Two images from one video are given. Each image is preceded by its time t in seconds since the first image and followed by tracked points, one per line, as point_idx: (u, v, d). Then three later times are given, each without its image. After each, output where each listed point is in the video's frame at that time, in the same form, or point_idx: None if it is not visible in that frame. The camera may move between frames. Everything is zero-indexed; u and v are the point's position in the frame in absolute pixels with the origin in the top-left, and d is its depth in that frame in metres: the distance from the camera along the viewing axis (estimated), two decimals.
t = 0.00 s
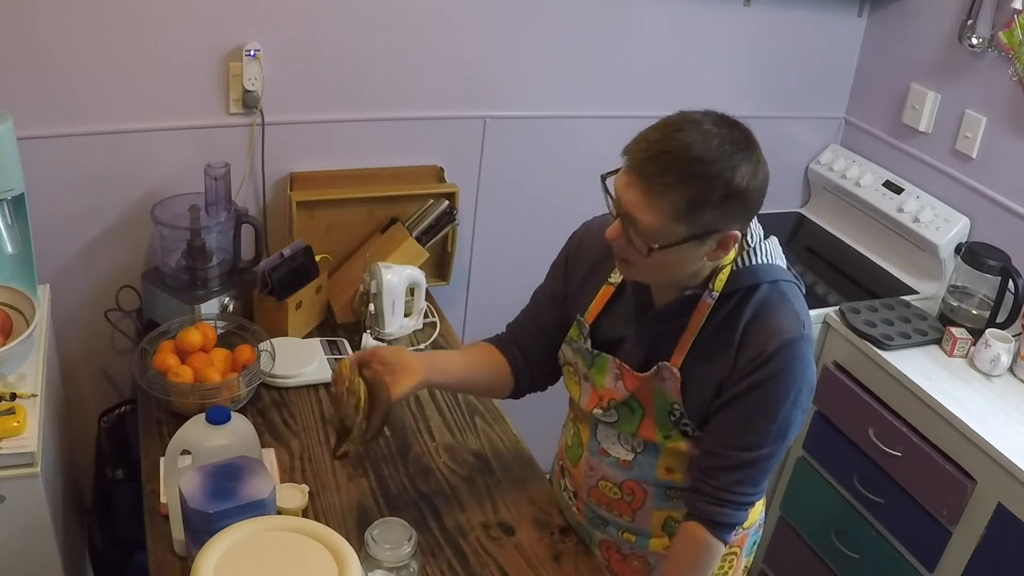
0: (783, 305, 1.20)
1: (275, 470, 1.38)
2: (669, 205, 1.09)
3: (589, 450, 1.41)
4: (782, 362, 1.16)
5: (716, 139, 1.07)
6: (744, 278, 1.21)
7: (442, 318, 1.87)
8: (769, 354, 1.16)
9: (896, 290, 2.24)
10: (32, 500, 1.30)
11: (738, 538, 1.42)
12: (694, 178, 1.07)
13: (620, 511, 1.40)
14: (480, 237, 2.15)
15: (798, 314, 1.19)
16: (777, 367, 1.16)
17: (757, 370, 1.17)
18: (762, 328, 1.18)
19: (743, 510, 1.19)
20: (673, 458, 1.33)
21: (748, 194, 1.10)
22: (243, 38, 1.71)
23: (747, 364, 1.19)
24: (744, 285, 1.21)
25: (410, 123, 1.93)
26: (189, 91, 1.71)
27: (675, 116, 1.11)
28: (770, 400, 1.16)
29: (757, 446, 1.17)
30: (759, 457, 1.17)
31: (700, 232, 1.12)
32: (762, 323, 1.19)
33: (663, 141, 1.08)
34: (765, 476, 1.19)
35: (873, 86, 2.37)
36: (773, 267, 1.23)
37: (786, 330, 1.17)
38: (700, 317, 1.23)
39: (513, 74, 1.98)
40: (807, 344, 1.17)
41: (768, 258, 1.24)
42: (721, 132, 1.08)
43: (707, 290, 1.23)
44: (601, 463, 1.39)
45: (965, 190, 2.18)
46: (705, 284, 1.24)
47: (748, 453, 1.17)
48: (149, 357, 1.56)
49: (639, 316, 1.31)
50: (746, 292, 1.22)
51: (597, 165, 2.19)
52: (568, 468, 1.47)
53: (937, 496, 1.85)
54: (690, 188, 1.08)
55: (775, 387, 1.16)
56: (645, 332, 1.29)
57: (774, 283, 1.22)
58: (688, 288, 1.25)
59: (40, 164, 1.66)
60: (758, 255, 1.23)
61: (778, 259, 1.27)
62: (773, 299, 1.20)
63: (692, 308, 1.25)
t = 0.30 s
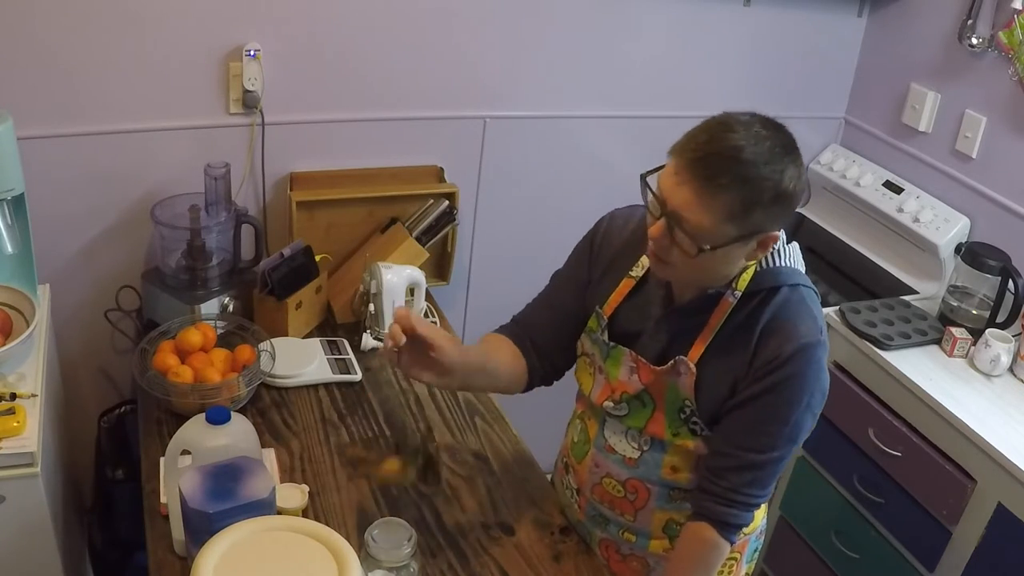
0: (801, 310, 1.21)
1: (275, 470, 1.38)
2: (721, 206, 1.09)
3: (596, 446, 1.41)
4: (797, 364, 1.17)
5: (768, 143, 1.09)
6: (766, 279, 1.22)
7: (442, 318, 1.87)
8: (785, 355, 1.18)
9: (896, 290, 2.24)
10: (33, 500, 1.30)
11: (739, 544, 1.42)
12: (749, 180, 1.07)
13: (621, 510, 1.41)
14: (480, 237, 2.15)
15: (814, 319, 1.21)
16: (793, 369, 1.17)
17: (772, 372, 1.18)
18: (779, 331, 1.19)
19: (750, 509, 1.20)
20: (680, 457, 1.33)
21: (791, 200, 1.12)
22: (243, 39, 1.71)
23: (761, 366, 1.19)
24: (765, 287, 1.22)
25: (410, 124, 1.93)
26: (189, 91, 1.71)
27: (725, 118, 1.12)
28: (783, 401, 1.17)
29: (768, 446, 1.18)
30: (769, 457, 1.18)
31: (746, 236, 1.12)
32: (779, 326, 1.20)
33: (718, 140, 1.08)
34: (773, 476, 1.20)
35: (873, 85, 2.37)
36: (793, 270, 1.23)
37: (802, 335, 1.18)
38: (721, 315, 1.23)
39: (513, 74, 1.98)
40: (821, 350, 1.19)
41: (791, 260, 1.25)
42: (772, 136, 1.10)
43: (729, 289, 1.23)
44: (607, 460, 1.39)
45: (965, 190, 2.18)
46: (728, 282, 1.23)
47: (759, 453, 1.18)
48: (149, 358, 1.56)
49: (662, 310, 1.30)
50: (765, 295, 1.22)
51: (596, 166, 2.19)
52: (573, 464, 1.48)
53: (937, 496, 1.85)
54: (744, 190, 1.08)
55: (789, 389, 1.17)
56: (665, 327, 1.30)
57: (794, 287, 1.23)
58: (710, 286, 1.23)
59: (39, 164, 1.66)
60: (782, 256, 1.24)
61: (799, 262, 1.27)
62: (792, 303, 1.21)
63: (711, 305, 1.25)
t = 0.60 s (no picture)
0: (780, 348, 1.19)
1: (275, 470, 1.38)
2: (701, 286, 1.04)
3: (603, 447, 1.41)
4: (771, 406, 1.17)
5: (726, 204, 1.02)
6: (747, 319, 1.19)
7: (443, 318, 1.87)
8: (761, 397, 1.18)
9: (896, 290, 2.24)
10: (32, 499, 1.30)
11: (750, 535, 1.45)
12: (720, 253, 1.02)
13: (635, 508, 1.42)
14: (480, 237, 2.15)
15: (793, 359, 1.19)
16: (768, 410, 1.18)
17: (749, 411, 1.19)
18: (757, 371, 1.19)
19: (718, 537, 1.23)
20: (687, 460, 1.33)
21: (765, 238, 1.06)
22: (243, 39, 1.71)
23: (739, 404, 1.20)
24: (745, 327, 1.19)
25: (409, 124, 1.93)
26: (189, 91, 1.71)
27: (674, 185, 1.05)
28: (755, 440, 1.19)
29: (739, 480, 1.20)
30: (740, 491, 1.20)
31: (729, 293, 1.08)
32: (757, 366, 1.19)
33: (673, 221, 1.02)
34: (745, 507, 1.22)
35: (873, 86, 2.37)
36: (777, 305, 1.20)
37: (779, 376, 1.18)
38: (700, 357, 1.22)
39: (513, 74, 1.98)
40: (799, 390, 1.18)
41: (776, 293, 1.22)
42: (727, 194, 1.03)
43: (713, 330, 1.19)
44: (616, 460, 1.40)
45: (965, 190, 2.18)
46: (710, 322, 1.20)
47: (728, 486, 1.20)
48: (149, 358, 1.56)
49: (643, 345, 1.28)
50: (744, 335, 1.20)
51: (596, 166, 2.19)
52: (583, 462, 1.50)
53: (937, 495, 1.85)
54: (718, 263, 1.02)
55: (762, 428, 1.18)
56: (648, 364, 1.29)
57: (775, 324, 1.20)
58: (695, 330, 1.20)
59: (39, 165, 1.66)
60: (766, 291, 1.21)
61: (785, 293, 1.24)
62: (771, 341, 1.20)
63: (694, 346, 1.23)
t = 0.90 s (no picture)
0: (739, 398, 1.20)
1: (275, 470, 1.38)
2: (625, 385, 1.05)
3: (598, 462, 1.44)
4: (740, 456, 1.19)
5: (638, 304, 1.02)
6: (696, 381, 1.20)
7: (442, 318, 1.87)
8: (729, 449, 1.19)
9: (896, 290, 2.24)
10: (32, 499, 1.30)
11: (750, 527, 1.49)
12: (638, 355, 1.02)
13: (634, 512, 1.46)
14: (480, 237, 2.15)
15: (755, 401, 1.20)
16: (746, 456, 1.19)
17: (721, 462, 1.21)
18: (720, 424, 1.20)
19: None
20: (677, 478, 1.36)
21: (687, 325, 1.06)
22: (243, 38, 1.71)
23: (711, 455, 1.22)
24: (697, 388, 1.21)
25: (409, 123, 1.93)
26: (189, 91, 1.71)
27: (587, 288, 1.04)
28: (744, 484, 1.19)
29: (737, 524, 1.21)
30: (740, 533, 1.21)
31: (658, 382, 1.09)
32: (719, 419, 1.21)
33: (587, 330, 1.02)
34: (750, 546, 1.23)
35: (873, 86, 2.37)
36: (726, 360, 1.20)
37: (742, 426, 1.19)
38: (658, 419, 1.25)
39: (512, 74, 1.98)
40: (766, 432, 1.19)
41: (723, 347, 1.20)
42: (637, 292, 1.02)
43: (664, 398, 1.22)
44: (611, 474, 1.43)
45: (965, 190, 2.18)
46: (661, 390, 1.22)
47: (729, 529, 1.21)
48: (149, 357, 1.56)
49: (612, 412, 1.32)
50: (697, 395, 1.22)
51: (596, 164, 2.19)
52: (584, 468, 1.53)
53: (937, 495, 1.85)
54: (638, 364, 1.03)
55: (746, 474, 1.19)
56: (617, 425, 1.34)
57: (730, 378, 1.20)
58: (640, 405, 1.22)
59: (39, 164, 1.66)
60: (712, 348, 1.19)
61: (735, 342, 1.21)
62: (728, 393, 1.21)
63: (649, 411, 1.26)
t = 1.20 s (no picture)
0: (738, 389, 1.20)
1: (275, 470, 1.38)
2: (621, 373, 1.05)
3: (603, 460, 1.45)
4: (737, 447, 1.19)
5: (632, 291, 1.02)
6: (695, 373, 1.21)
7: (442, 318, 1.87)
8: (726, 440, 1.19)
9: (896, 290, 2.24)
10: (32, 499, 1.30)
11: (756, 527, 1.50)
12: (635, 342, 1.03)
13: (640, 513, 1.45)
14: (481, 237, 2.15)
15: (753, 391, 1.20)
16: (741, 447, 1.19)
17: (717, 453, 1.21)
18: (719, 415, 1.21)
19: None
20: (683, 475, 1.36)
21: (684, 313, 1.06)
22: (243, 38, 1.71)
23: (707, 447, 1.22)
24: (696, 380, 1.21)
25: (409, 123, 1.93)
26: (190, 91, 1.71)
27: (582, 276, 1.05)
28: (737, 476, 1.19)
29: (728, 515, 1.20)
30: (731, 527, 1.21)
31: (656, 371, 1.09)
32: (718, 410, 1.21)
33: (583, 318, 1.02)
34: (739, 539, 1.22)
35: (873, 86, 2.38)
36: (724, 354, 1.20)
37: (740, 416, 1.19)
38: (659, 414, 1.26)
39: (513, 74, 1.98)
40: (763, 423, 1.19)
41: (721, 341, 1.20)
42: (633, 279, 1.03)
43: (663, 391, 1.23)
44: (617, 472, 1.44)
45: (965, 190, 2.18)
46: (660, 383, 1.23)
47: (722, 523, 1.20)
48: (149, 357, 1.56)
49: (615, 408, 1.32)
50: (696, 388, 1.23)
51: (596, 164, 2.19)
52: (589, 470, 1.53)
53: (937, 495, 1.85)
54: (635, 351, 1.03)
55: (739, 466, 1.19)
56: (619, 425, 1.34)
57: (728, 369, 1.21)
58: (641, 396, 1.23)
59: (39, 164, 1.65)
60: (710, 342, 1.20)
61: (733, 336, 1.22)
62: (726, 383, 1.21)
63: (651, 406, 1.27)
